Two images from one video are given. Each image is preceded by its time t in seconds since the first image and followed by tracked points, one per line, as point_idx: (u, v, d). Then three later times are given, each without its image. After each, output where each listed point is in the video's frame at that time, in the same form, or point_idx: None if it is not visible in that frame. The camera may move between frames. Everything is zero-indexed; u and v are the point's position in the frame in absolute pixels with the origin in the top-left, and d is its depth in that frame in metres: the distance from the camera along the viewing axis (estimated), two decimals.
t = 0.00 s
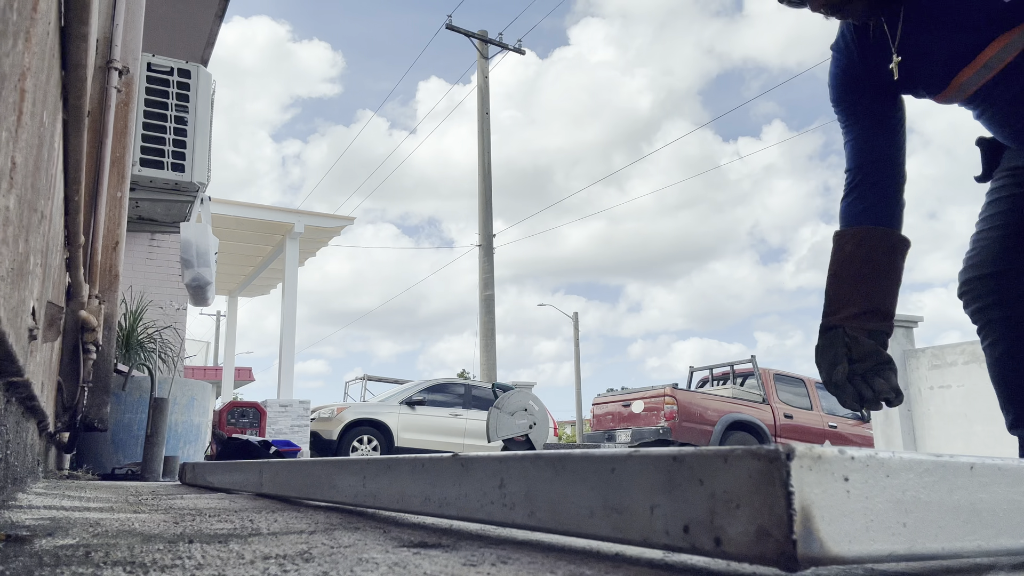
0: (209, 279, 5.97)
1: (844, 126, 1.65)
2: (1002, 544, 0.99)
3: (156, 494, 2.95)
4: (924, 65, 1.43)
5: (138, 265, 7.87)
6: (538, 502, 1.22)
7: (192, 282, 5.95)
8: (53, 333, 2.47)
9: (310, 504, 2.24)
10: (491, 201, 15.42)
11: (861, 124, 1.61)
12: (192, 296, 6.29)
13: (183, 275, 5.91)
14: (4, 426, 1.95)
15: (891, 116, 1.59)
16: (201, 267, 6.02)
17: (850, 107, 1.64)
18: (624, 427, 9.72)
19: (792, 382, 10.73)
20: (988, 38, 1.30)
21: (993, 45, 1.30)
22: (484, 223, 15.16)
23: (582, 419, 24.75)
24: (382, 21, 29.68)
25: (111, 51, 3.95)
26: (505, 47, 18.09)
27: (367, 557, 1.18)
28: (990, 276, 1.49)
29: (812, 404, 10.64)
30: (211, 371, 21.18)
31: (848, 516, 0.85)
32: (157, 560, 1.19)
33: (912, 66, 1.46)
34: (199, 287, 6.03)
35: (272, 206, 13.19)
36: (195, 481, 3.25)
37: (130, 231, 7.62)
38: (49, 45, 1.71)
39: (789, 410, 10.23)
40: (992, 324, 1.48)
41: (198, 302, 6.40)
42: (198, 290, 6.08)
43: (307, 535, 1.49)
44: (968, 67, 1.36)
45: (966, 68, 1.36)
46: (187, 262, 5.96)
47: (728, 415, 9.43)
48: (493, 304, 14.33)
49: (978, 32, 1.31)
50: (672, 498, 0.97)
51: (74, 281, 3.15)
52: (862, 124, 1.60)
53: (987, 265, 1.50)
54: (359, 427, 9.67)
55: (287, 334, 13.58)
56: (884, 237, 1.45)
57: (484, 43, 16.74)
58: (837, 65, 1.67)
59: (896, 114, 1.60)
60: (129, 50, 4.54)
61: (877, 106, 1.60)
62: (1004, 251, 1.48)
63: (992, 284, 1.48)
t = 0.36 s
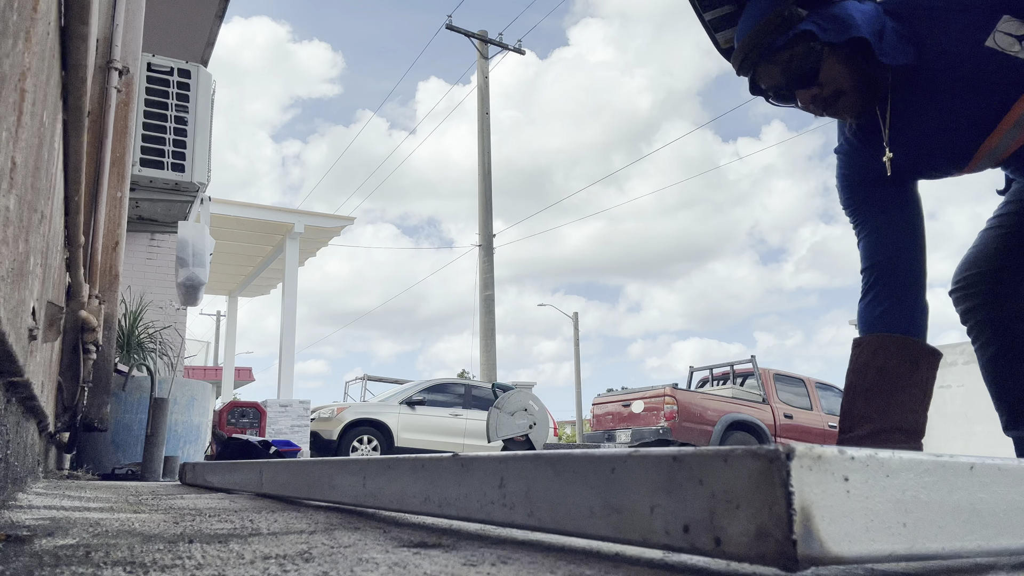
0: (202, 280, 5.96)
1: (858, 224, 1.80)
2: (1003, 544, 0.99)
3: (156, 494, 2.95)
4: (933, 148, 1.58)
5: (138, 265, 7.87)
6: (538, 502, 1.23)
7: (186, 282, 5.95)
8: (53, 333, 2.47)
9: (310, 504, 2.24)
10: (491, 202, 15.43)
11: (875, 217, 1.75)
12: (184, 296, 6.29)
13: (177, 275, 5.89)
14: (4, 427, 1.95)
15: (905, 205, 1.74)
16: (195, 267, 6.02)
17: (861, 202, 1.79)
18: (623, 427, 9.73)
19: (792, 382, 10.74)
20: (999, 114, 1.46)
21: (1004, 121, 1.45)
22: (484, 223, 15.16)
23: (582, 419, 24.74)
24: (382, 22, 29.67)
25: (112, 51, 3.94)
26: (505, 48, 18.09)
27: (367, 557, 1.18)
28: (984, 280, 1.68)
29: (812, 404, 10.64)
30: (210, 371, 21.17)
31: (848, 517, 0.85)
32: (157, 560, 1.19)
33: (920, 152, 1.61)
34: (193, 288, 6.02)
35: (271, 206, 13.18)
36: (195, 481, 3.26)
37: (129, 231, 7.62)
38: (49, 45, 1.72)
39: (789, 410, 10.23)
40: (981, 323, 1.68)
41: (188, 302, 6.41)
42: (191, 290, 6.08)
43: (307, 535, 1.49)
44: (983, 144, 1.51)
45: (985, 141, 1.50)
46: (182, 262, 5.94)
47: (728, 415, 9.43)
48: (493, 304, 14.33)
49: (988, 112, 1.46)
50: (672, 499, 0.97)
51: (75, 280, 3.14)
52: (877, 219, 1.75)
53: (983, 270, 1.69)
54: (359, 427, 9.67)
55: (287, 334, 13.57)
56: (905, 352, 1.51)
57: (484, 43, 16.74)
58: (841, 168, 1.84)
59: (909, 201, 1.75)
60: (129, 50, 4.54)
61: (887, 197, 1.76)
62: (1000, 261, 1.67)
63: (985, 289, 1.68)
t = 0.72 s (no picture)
0: (212, 280, 5.94)
1: (837, 225, 1.80)
2: (1002, 544, 0.99)
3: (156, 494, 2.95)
4: (923, 146, 1.58)
5: (138, 265, 7.86)
6: (537, 503, 1.23)
7: (193, 283, 5.91)
8: (53, 333, 2.47)
9: (310, 504, 2.24)
10: (491, 202, 15.43)
11: (854, 218, 1.75)
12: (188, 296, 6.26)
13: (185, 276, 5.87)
14: (4, 426, 1.95)
15: (885, 209, 1.75)
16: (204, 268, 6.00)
17: (842, 201, 1.79)
18: (623, 427, 9.72)
19: (792, 382, 10.73)
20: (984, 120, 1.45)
21: (991, 125, 1.45)
22: (484, 223, 15.16)
23: (582, 419, 24.73)
24: (382, 22, 29.64)
25: (112, 51, 3.94)
26: (505, 48, 18.09)
27: (367, 557, 1.18)
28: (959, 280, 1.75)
29: (811, 404, 10.64)
30: (210, 371, 21.18)
31: (848, 516, 0.85)
32: (157, 560, 1.19)
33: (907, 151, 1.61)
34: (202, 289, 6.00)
35: (271, 206, 13.18)
36: (195, 481, 3.26)
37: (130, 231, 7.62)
38: (49, 45, 1.72)
39: (789, 410, 10.23)
40: (958, 326, 1.73)
41: (196, 302, 6.39)
42: (198, 291, 6.05)
43: (307, 535, 1.49)
44: (969, 149, 1.51)
45: (970, 147, 1.50)
46: (191, 263, 5.94)
47: (728, 415, 9.43)
48: (493, 304, 14.32)
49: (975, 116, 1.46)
50: (672, 499, 0.97)
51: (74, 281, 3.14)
52: (856, 220, 1.75)
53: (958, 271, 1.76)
54: (359, 427, 9.67)
55: (287, 334, 13.57)
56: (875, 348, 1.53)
57: (484, 43, 16.73)
58: (823, 167, 1.84)
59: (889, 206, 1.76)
60: (129, 50, 4.54)
61: (868, 200, 1.76)
62: (974, 267, 1.74)
63: (960, 289, 1.74)
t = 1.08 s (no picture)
0: (206, 279, 5.95)
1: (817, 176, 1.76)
2: (1003, 544, 0.99)
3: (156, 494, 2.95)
4: (891, 103, 1.57)
5: (138, 265, 7.86)
6: (537, 503, 1.23)
7: (189, 282, 5.94)
8: (53, 333, 2.47)
9: (310, 505, 2.24)
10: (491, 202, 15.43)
11: (832, 167, 1.72)
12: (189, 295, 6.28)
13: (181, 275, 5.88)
14: (4, 426, 1.95)
15: (865, 162, 1.70)
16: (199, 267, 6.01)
17: (821, 153, 1.76)
18: (624, 427, 9.72)
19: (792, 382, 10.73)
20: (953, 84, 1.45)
21: (956, 90, 1.45)
22: (484, 223, 15.16)
23: (582, 419, 24.72)
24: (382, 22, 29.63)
25: (112, 51, 3.95)
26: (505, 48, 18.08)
27: (367, 557, 1.18)
28: (962, 282, 1.75)
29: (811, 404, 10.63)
30: (210, 371, 21.18)
31: (848, 517, 0.85)
32: (157, 560, 1.19)
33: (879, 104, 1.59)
34: (197, 288, 6.00)
35: (272, 207, 13.17)
36: (195, 481, 3.26)
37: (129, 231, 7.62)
38: (49, 46, 1.71)
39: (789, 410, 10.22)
40: (966, 329, 1.74)
41: (197, 303, 6.38)
42: (195, 290, 6.07)
43: (307, 535, 1.49)
44: (931, 117, 1.52)
45: (934, 114, 1.51)
46: (185, 262, 5.94)
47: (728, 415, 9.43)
48: (494, 304, 14.32)
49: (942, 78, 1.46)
50: (672, 499, 0.97)
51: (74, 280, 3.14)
52: (835, 168, 1.71)
53: (959, 274, 1.76)
54: (359, 427, 9.67)
55: (288, 334, 13.57)
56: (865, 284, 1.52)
57: (484, 43, 16.72)
58: (807, 121, 1.82)
59: (870, 160, 1.71)
60: (129, 50, 4.54)
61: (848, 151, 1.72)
62: (977, 269, 1.74)
63: (965, 291, 1.74)
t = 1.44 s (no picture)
0: (203, 280, 5.94)
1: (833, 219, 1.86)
2: (1002, 544, 0.99)
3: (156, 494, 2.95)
4: (910, 146, 1.67)
5: (138, 265, 7.86)
6: (538, 502, 1.22)
7: (186, 282, 5.92)
8: (53, 333, 2.47)
9: (310, 504, 2.24)
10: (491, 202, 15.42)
11: (850, 210, 1.82)
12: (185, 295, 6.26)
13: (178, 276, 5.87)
14: (4, 426, 1.95)
15: (881, 204, 1.81)
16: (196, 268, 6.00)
17: (840, 197, 1.86)
18: (623, 427, 9.73)
19: (792, 382, 10.73)
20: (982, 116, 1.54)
21: (983, 124, 1.55)
22: (484, 223, 15.16)
23: (583, 419, 24.71)
24: (382, 22, 29.62)
25: (112, 51, 3.95)
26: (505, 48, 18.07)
27: (367, 557, 1.18)
28: (982, 283, 1.75)
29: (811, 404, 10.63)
30: (210, 371, 21.17)
31: (847, 516, 0.85)
32: (158, 560, 1.19)
33: (899, 148, 1.69)
34: (194, 288, 6.00)
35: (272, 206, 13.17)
36: (195, 481, 3.26)
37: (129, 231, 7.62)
38: (48, 45, 1.71)
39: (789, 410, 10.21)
40: (983, 329, 1.74)
41: (190, 302, 6.39)
42: (191, 291, 6.05)
43: (307, 535, 1.49)
44: (962, 150, 1.60)
45: (964, 147, 1.60)
46: (182, 263, 5.93)
47: (728, 415, 9.43)
48: (494, 304, 14.31)
49: (966, 114, 1.56)
50: (672, 499, 0.97)
51: (75, 281, 3.14)
52: (853, 212, 1.81)
53: (978, 274, 1.76)
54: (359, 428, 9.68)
55: (288, 334, 13.56)
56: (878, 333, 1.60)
57: (484, 43, 16.72)
58: (826, 168, 1.92)
59: (885, 202, 1.81)
60: (129, 50, 4.54)
61: (865, 195, 1.83)
62: (996, 272, 1.74)
63: (985, 292, 1.74)
